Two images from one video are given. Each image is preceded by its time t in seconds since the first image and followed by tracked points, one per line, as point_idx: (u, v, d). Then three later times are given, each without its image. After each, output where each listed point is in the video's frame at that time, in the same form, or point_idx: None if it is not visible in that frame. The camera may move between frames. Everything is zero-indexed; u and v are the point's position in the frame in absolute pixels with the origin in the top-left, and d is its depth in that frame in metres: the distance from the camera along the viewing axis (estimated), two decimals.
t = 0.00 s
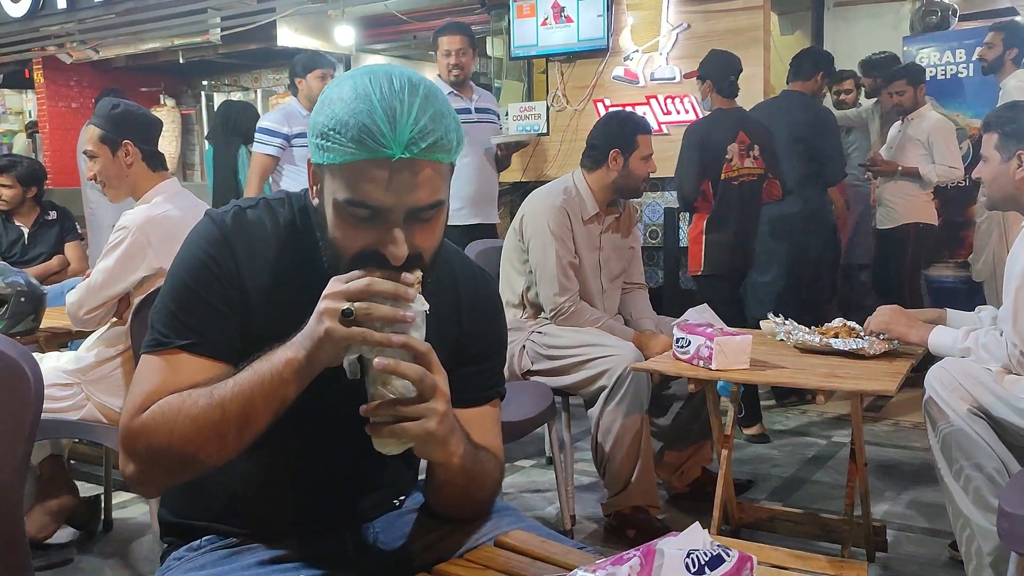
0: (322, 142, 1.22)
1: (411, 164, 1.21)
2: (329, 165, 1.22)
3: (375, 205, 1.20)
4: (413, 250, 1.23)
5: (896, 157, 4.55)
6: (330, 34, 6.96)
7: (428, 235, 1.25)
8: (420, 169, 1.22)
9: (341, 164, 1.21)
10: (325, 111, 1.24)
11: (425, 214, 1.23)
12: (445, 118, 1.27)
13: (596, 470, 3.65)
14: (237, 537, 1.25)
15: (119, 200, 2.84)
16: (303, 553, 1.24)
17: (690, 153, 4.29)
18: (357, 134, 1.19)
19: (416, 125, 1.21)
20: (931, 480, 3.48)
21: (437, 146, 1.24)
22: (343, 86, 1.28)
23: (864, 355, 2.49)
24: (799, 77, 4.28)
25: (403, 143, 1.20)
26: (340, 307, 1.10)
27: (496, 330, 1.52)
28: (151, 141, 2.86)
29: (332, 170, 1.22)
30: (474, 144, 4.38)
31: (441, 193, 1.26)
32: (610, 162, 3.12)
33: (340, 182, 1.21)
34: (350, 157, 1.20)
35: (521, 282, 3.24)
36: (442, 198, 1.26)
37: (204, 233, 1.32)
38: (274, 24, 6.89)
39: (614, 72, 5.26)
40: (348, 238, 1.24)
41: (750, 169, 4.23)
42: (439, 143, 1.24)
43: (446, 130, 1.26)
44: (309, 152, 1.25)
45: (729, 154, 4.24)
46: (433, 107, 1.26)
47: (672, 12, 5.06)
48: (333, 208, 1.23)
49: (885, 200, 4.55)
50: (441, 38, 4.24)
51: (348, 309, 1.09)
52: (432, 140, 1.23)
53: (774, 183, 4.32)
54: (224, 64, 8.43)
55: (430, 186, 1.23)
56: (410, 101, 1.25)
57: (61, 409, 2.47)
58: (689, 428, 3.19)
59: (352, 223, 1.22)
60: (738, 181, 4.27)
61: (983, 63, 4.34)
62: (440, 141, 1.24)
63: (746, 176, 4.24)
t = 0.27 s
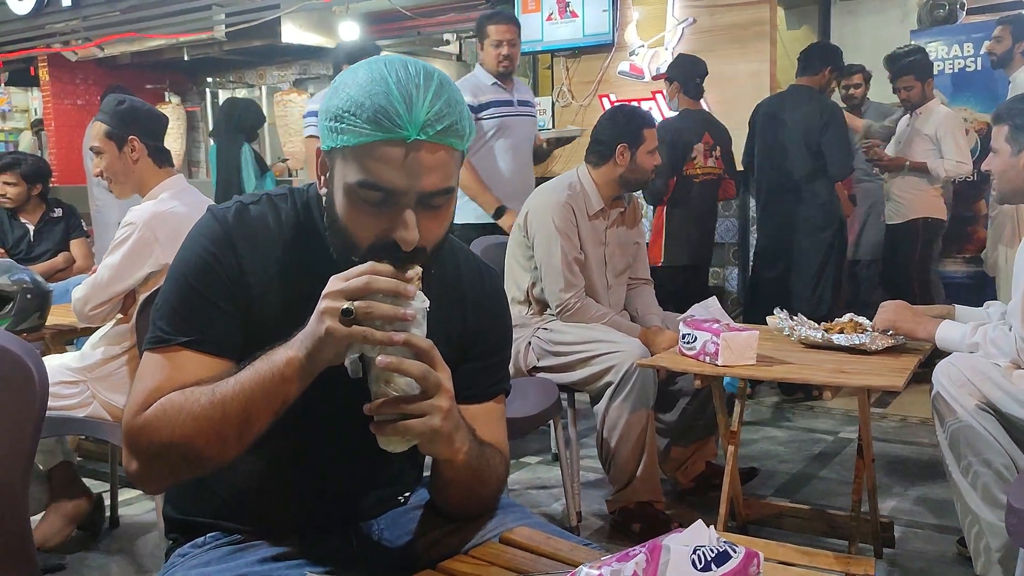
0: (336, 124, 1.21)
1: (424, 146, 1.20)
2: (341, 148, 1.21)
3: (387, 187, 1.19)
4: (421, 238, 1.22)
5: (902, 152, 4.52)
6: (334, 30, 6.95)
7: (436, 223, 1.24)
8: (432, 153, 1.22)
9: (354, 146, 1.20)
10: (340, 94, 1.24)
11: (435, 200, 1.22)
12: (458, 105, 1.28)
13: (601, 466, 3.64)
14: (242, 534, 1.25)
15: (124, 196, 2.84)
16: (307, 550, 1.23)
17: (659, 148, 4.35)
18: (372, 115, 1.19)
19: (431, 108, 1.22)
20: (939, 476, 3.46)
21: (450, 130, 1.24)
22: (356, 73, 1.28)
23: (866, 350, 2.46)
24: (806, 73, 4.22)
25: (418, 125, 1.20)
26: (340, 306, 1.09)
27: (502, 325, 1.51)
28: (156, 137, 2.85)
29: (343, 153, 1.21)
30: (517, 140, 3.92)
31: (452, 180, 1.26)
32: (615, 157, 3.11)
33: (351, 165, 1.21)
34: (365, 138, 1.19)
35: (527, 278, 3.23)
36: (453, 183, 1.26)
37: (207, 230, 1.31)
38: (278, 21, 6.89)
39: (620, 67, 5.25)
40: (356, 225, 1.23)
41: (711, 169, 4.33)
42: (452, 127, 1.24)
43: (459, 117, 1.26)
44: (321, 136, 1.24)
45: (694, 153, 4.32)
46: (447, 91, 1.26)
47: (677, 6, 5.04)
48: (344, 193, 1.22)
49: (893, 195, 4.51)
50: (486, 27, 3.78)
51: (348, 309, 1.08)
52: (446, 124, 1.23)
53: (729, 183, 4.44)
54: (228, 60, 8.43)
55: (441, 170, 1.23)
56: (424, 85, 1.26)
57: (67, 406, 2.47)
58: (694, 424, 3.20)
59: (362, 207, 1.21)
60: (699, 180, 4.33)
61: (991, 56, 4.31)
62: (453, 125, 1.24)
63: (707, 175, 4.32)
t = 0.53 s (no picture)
0: (345, 107, 1.23)
1: (433, 128, 1.23)
2: (350, 131, 1.23)
3: (394, 167, 1.21)
4: (426, 222, 1.24)
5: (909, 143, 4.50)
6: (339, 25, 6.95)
7: (442, 209, 1.26)
8: (440, 135, 1.24)
9: (362, 128, 1.22)
10: (348, 78, 1.26)
11: (441, 184, 1.24)
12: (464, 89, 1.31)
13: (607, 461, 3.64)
14: (245, 528, 1.25)
15: (130, 191, 2.84)
16: (310, 545, 1.23)
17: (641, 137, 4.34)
18: (381, 97, 1.21)
19: (439, 90, 1.24)
20: (946, 470, 3.45)
21: (458, 114, 1.26)
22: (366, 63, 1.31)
23: (868, 345, 2.45)
24: (814, 66, 4.22)
25: (427, 107, 1.22)
26: (348, 299, 1.08)
27: (506, 320, 1.51)
28: (162, 132, 2.85)
29: (351, 136, 1.23)
30: (581, 140, 3.81)
31: (458, 165, 1.27)
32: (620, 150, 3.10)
33: (359, 148, 1.23)
34: (374, 119, 1.21)
35: (532, 272, 3.23)
36: (460, 168, 1.27)
37: (210, 221, 1.31)
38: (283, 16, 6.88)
39: (624, 61, 5.23)
40: (360, 210, 1.24)
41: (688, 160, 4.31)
42: (460, 112, 1.26)
43: (465, 100, 1.29)
44: (329, 122, 1.26)
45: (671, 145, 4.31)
46: (455, 77, 1.28)
47: None
48: (351, 178, 1.24)
49: (900, 188, 4.49)
50: (556, 23, 3.67)
51: (355, 302, 1.07)
52: (454, 108, 1.25)
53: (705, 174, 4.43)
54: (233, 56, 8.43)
55: (449, 153, 1.25)
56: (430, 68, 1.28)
57: (74, 401, 2.48)
58: (700, 419, 3.18)
59: (369, 191, 1.22)
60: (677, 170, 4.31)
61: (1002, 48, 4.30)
62: (461, 110, 1.26)
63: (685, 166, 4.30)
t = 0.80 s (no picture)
0: (353, 73, 1.30)
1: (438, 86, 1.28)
2: (358, 94, 1.29)
3: (399, 122, 1.25)
4: (429, 182, 1.27)
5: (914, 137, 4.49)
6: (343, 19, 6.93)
7: (445, 174, 1.29)
8: (445, 94, 1.29)
9: (371, 87, 1.28)
10: (359, 48, 1.34)
11: (445, 144, 1.28)
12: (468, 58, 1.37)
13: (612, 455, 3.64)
14: (248, 522, 1.25)
15: (135, 186, 2.85)
16: (313, 539, 1.23)
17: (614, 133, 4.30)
18: (389, 56, 1.28)
19: (444, 51, 1.30)
20: (952, 463, 3.43)
21: (460, 76, 1.31)
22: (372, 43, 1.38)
23: (874, 339, 2.43)
24: (820, 57, 4.23)
25: (432, 66, 1.28)
26: (344, 321, 1.05)
27: (511, 312, 1.50)
28: (167, 127, 2.85)
29: (359, 97, 1.29)
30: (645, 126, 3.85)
31: (462, 128, 1.32)
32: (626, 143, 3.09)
33: (366, 107, 1.27)
34: (380, 79, 1.27)
35: (536, 266, 3.23)
36: (463, 132, 1.31)
37: (213, 213, 1.31)
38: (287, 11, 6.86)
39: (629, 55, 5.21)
40: (365, 173, 1.27)
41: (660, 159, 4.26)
42: (462, 74, 1.32)
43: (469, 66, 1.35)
44: (338, 92, 1.33)
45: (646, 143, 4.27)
46: (457, 45, 1.35)
47: None
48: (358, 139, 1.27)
49: (906, 181, 4.48)
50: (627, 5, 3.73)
51: (352, 325, 1.04)
52: (456, 70, 1.31)
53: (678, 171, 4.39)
54: (238, 51, 8.41)
55: (452, 113, 1.29)
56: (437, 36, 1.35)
57: (79, 396, 2.49)
58: (705, 413, 3.18)
59: (375, 148, 1.26)
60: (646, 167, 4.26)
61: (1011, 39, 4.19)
62: (462, 72, 1.32)
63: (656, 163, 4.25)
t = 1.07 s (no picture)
0: (356, 42, 1.34)
1: (438, 50, 1.32)
2: (360, 62, 1.33)
3: (398, 83, 1.29)
4: (427, 141, 1.29)
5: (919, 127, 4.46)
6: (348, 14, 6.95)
7: (445, 136, 1.32)
8: (444, 59, 1.32)
9: (372, 52, 1.31)
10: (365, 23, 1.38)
11: (442, 107, 1.31)
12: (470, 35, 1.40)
13: (617, 448, 3.64)
14: (254, 514, 1.25)
15: (140, 181, 2.86)
16: (316, 530, 1.24)
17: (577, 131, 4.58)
18: (391, 22, 1.32)
19: (444, 21, 1.34)
20: (958, 456, 3.43)
21: (458, 43, 1.35)
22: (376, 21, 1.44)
23: (879, 331, 2.43)
24: (824, 50, 4.18)
25: (432, 32, 1.32)
26: (349, 368, 1.03)
27: (512, 304, 1.50)
28: (173, 122, 2.86)
29: (361, 61, 1.32)
30: (720, 126, 3.74)
31: (463, 96, 1.34)
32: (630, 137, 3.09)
33: (367, 69, 1.30)
34: (382, 44, 1.31)
35: (540, 258, 3.23)
36: (463, 98, 1.34)
37: (217, 199, 1.33)
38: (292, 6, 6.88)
39: (634, 49, 5.25)
40: (364, 134, 1.30)
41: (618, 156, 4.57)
42: (460, 42, 1.35)
43: (469, 40, 1.38)
44: (341, 65, 1.36)
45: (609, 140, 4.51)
46: (457, 17, 1.38)
47: None
48: (359, 105, 1.30)
49: (910, 174, 4.46)
50: None
51: (358, 371, 1.03)
52: (454, 38, 1.34)
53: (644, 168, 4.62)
54: (243, 46, 8.43)
55: (450, 77, 1.32)
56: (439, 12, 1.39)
57: (85, 390, 2.50)
58: (710, 406, 3.18)
59: (376, 108, 1.30)
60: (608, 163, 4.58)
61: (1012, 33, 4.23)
62: (460, 41, 1.35)
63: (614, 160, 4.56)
